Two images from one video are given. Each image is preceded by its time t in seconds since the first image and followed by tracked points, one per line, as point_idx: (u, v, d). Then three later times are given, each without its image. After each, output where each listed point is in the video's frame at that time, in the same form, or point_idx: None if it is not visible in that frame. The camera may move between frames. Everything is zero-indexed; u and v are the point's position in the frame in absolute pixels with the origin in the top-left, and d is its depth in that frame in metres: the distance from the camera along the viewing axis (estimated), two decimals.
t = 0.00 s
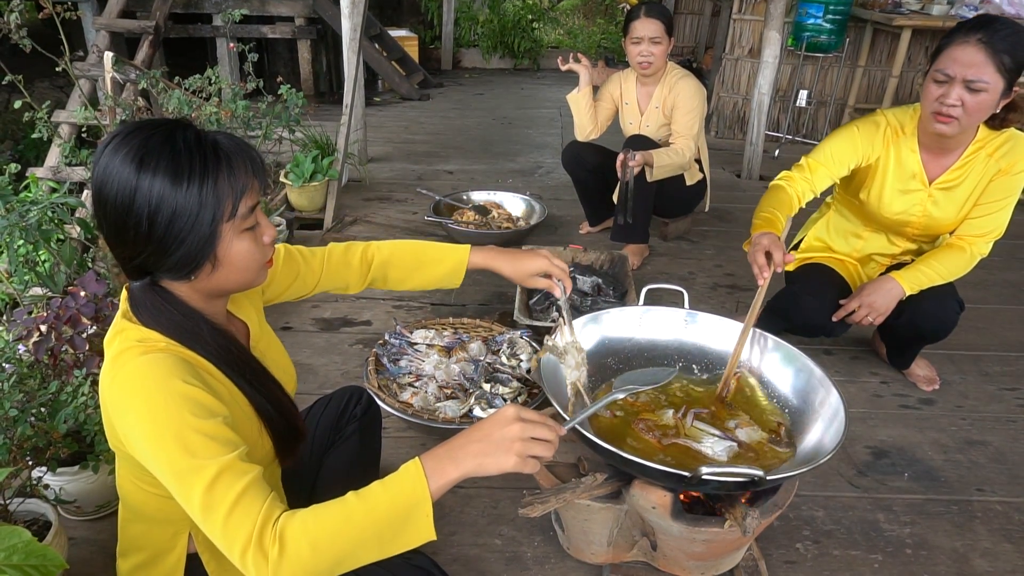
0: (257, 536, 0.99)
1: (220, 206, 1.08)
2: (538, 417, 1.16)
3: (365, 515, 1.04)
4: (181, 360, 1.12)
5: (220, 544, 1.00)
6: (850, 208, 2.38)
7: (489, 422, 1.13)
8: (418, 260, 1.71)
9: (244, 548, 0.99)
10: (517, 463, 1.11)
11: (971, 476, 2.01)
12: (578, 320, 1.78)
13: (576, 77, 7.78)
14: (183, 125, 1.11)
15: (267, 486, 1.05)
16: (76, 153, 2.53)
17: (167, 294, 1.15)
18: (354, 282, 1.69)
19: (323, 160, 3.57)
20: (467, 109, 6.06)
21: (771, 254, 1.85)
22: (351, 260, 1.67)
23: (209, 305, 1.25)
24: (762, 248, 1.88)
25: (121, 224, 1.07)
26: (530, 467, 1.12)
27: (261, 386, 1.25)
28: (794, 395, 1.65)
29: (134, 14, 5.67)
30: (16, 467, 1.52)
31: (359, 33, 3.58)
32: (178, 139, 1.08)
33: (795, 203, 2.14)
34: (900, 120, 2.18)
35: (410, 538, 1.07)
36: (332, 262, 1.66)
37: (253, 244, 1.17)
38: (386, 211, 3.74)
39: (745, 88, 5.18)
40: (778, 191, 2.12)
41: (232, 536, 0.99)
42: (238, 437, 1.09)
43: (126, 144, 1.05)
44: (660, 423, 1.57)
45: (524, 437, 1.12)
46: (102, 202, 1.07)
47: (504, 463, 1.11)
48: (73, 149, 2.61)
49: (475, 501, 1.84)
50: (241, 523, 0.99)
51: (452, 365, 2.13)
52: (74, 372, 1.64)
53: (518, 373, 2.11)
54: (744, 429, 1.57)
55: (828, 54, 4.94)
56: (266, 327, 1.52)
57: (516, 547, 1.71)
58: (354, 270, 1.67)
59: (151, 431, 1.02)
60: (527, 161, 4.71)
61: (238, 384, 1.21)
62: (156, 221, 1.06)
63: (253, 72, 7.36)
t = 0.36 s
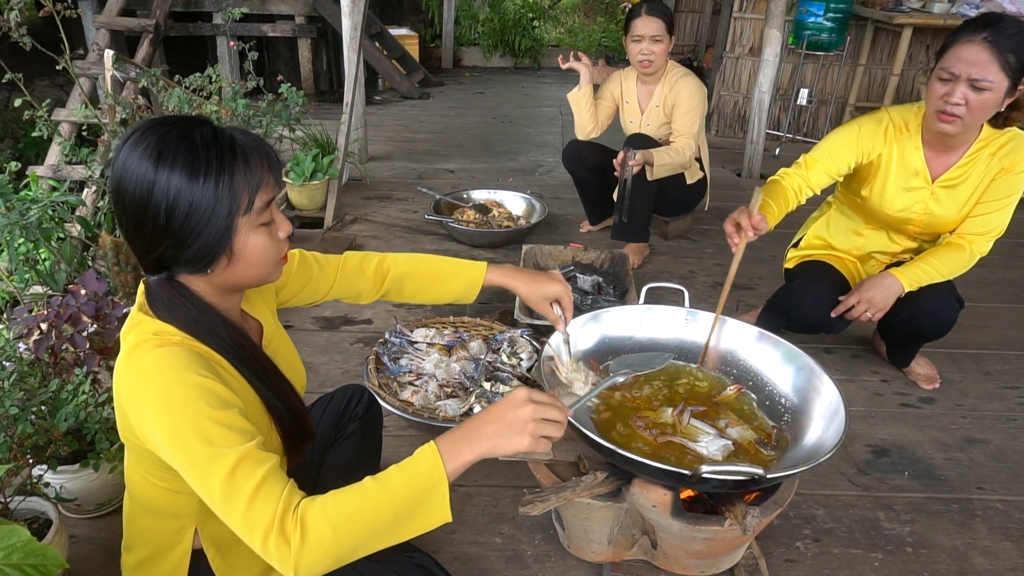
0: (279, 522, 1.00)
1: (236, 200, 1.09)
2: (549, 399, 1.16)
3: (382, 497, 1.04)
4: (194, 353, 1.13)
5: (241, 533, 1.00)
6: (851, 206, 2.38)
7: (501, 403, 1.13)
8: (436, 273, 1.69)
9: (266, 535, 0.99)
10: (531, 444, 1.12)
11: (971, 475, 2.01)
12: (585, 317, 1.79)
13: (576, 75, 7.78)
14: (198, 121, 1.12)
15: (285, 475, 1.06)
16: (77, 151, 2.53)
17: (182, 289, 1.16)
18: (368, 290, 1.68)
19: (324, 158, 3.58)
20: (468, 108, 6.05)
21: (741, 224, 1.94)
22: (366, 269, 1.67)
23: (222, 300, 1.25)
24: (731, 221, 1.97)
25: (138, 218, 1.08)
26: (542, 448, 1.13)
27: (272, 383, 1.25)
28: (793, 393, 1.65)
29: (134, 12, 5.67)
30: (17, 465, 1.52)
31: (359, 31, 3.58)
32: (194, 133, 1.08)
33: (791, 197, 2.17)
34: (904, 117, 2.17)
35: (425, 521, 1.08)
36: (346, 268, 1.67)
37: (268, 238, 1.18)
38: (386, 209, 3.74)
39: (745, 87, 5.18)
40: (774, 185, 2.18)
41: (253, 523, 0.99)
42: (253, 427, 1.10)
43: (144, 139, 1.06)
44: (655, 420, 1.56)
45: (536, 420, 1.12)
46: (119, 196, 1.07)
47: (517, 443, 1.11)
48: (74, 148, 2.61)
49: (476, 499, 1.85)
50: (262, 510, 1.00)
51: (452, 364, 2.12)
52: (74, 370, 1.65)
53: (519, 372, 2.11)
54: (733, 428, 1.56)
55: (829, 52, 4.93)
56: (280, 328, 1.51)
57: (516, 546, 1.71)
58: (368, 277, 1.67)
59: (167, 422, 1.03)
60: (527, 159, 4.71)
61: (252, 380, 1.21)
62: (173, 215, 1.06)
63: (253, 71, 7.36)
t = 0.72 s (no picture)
0: (285, 510, 1.00)
1: (242, 196, 1.09)
2: (549, 380, 1.17)
3: (385, 481, 1.04)
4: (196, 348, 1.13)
5: (247, 523, 1.00)
6: (854, 204, 2.37)
7: (502, 385, 1.13)
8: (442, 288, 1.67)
9: (273, 524, 0.99)
10: (533, 424, 1.12)
11: (971, 474, 2.01)
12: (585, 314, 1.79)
13: (576, 74, 7.77)
14: (205, 120, 1.13)
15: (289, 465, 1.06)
16: (77, 151, 2.54)
17: (186, 286, 1.16)
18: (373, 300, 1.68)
19: (323, 158, 3.58)
20: (468, 107, 6.06)
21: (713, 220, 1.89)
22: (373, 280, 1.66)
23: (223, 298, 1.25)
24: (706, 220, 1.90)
25: (144, 215, 1.08)
26: (543, 428, 1.13)
27: (275, 382, 1.26)
28: (793, 392, 1.65)
29: (134, 11, 5.67)
30: (18, 466, 1.51)
31: (359, 31, 3.58)
32: (201, 132, 1.09)
33: (796, 190, 2.12)
34: (912, 115, 2.17)
35: (429, 507, 1.08)
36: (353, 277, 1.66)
37: (273, 236, 1.18)
38: (386, 209, 3.74)
39: (745, 87, 5.18)
40: (779, 179, 2.12)
41: (260, 512, 0.99)
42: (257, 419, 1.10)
43: (151, 136, 1.07)
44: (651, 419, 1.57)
45: (537, 401, 1.13)
46: (126, 194, 1.08)
47: (520, 424, 1.12)
48: (74, 148, 2.61)
49: (476, 499, 1.85)
50: (268, 498, 1.00)
51: (452, 363, 2.13)
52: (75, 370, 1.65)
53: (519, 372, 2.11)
54: (728, 428, 1.55)
55: (829, 51, 4.93)
56: (286, 333, 1.50)
57: (516, 545, 1.71)
58: (374, 287, 1.66)
59: (171, 414, 1.03)
60: (527, 159, 4.71)
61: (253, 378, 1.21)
62: (179, 211, 1.07)
63: (253, 70, 7.36)
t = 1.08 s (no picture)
0: (297, 489, 1.00)
1: (230, 189, 1.10)
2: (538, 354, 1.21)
3: (396, 455, 1.05)
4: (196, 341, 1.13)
5: (258, 509, 1.01)
6: (849, 206, 2.38)
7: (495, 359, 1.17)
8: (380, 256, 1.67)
9: (286, 507, 1.00)
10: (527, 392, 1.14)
11: (968, 475, 2.01)
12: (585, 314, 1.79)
13: (575, 75, 7.78)
14: (185, 115, 1.12)
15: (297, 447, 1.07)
16: (75, 150, 2.53)
17: (183, 284, 1.17)
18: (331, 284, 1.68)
19: (322, 158, 3.58)
20: (467, 107, 6.06)
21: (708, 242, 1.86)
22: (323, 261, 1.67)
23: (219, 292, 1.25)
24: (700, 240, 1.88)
25: (135, 216, 1.09)
26: (539, 394, 1.15)
27: (274, 376, 1.25)
28: (791, 394, 1.65)
29: (133, 10, 5.67)
30: (14, 466, 1.50)
31: (359, 30, 3.57)
32: (182, 128, 1.09)
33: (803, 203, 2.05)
34: (901, 116, 2.16)
35: (436, 479, 1.10)
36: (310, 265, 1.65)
37: (264, 226, 1.19)
38: (385, 209, 3.74)
39: (744, 87, 5.18)
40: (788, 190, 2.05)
41: (272, 493, 1.00)
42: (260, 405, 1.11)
43: (133, 137, 1.07)
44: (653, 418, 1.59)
45: (530, 372, 1.16)
46: (113, 196, 1.08)
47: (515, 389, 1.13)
48: (72, 147, 2.61)
49: (473, 500, 1.85)
50: (278, 481, 1.00)
51: (450, 364, 2.12)
52: (72, 369, 1.65)
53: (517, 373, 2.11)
54: (728, 429, 1.57)
55: (827, 52, 4.93)
56: (272, 329, 1.51)
57: (513, 546, 1.71)
58: (325, 271, 1.66)
59: (175, 404, 1.03)
60: (526, 159, 4.71)
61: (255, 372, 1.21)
62: (169, 209, 1.07)
63: (252, 70, 7.37)
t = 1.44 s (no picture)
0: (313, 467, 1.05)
1: (231, 184, 1.11)
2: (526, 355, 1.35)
3: (412, 439, 1.13)
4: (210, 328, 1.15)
5: (276, 485, 1.04)
6: (845, 210, 2.38)
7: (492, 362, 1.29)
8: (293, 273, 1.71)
9: (304, 481, 1.04)
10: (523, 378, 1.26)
11: (967, 476, 2.01)
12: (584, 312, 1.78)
13: (575, 75, 7.78)
14: (184, 113, 1.13)
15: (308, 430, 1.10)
16: (75, 150, 2.53)
17: (191, 274, 1.18)
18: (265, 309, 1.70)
19: (322, 158, 3.58)
20: (467, 107, 6.05)
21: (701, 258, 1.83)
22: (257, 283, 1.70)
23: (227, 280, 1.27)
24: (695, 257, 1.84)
25: (139, 214, 1.10)
26: (538, 372, 1.27)
27: (280, 363, 1.28)
28: (789, 394, 1.65)
29: (133, 10, 5.66)
30: (14, 466, 1.50)
31: (359, 30, 3.57)
32: (181, 125, 1.10)
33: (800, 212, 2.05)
34: (894, 120, 2.16)
35: (443, 465, 1.17)
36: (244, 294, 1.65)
37: (266, 219, 1.21)
38: (385, 209, 3.74)
39: (744, 88, 5.18)
40: (783, 206, 2.03)
41: (288, 471, 1.04)
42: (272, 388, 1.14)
43: (135, 136, 1.08)
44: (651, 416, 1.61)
45: (524, 361, 1.28)
46: (117, 196, 1.09)
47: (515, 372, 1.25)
48: (71, 147, 2.61)
49: (473, 500, 1.85)
50: (297, 457, 1.04)
51: (449, 364, 2.12)
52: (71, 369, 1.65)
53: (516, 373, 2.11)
54: (727, 429, 1.58)
55: (827, 53, 4.93)
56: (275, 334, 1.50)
57: (513, 546, 1.71)
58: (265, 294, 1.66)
59: (194, 385, 1.06)
60: (526, 159, 4.71)
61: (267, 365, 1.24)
62: (173, 205, 1.09)
63: (252, 69, 7.36)
